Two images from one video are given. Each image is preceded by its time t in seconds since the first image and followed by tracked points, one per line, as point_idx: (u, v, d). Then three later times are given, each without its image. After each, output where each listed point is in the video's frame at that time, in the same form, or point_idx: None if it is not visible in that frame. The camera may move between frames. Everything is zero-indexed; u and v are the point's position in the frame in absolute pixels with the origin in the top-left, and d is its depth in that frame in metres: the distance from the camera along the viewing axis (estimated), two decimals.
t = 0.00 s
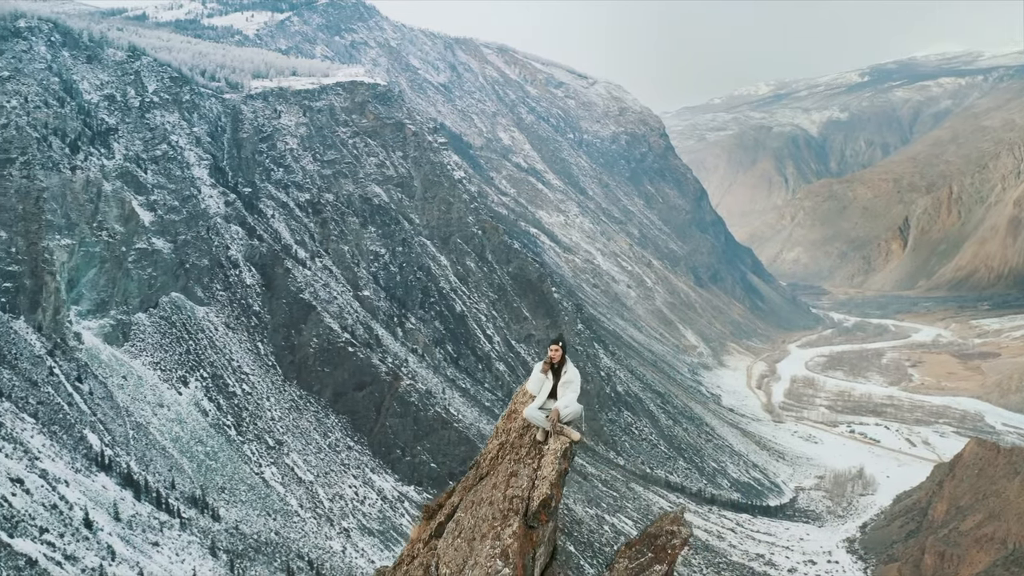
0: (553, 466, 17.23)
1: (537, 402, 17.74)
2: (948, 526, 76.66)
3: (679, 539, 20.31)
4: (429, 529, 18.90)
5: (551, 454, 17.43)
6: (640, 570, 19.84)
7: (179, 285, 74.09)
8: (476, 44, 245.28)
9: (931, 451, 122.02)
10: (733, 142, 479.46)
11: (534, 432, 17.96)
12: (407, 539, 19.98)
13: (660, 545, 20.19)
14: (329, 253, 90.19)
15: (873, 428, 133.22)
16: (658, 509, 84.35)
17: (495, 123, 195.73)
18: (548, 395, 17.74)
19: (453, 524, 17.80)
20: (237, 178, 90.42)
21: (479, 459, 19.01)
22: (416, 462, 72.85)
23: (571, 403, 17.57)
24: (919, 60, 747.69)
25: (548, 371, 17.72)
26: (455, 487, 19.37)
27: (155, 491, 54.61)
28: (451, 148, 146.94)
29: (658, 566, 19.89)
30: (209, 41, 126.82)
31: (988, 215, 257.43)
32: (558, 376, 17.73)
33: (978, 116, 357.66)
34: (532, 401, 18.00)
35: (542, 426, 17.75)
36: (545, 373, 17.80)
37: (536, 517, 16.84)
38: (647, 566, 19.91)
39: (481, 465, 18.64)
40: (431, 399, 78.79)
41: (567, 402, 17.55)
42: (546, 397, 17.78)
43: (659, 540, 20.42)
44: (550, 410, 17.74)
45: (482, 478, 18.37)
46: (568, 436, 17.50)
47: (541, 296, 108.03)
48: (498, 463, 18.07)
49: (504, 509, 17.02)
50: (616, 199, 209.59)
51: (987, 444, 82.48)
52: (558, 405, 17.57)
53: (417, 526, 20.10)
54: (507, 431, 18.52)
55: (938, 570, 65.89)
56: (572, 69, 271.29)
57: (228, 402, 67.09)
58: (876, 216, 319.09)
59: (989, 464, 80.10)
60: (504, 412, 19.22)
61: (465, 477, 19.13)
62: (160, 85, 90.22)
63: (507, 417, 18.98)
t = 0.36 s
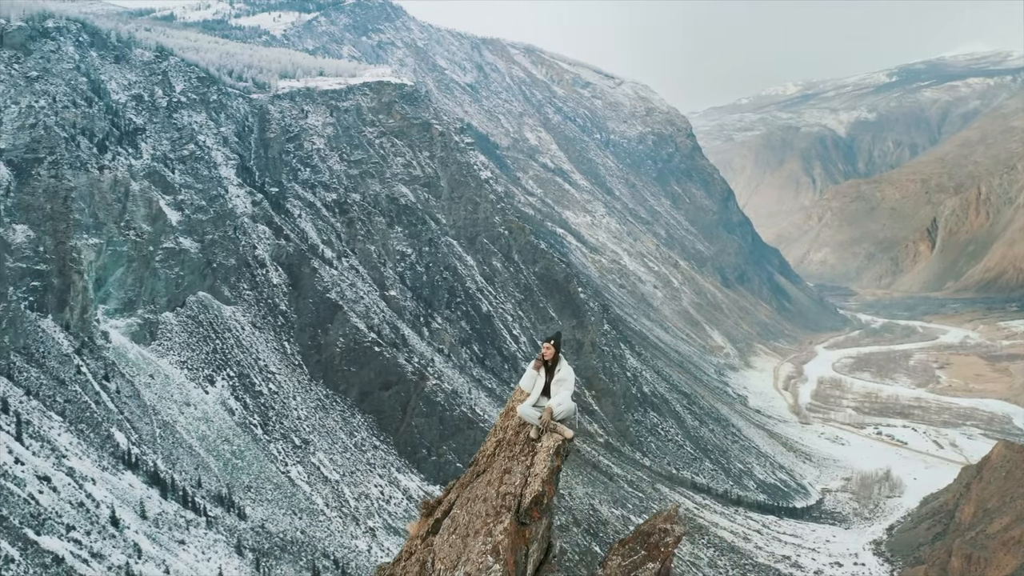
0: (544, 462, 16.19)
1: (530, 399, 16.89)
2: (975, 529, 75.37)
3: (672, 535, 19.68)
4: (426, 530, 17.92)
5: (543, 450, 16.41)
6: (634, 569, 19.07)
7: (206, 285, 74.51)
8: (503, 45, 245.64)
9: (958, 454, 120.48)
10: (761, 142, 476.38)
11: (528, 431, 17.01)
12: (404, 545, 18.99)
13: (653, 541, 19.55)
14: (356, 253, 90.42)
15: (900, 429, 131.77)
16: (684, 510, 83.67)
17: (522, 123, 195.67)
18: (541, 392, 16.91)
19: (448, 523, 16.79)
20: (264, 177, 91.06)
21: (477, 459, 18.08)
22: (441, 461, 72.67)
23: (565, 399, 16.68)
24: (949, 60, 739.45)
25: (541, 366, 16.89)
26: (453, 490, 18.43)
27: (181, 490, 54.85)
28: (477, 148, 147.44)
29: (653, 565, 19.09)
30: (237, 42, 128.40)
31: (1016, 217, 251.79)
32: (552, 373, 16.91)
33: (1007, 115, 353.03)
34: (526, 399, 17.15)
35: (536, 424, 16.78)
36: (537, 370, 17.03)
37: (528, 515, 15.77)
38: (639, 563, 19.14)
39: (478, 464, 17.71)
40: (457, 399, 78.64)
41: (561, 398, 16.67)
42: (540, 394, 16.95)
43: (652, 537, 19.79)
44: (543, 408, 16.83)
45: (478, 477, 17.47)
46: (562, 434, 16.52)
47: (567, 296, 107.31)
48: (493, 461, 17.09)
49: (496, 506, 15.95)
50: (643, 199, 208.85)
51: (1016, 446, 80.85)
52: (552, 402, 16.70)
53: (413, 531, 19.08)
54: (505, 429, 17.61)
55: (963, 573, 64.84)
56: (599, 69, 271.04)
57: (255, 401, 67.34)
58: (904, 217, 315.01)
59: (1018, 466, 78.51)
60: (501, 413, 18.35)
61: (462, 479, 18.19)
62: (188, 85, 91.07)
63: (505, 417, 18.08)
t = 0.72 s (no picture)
0: (540, 460, 14.88)
1: (527, 396, 15.68)
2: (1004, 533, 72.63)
3: (669, 535, 19.01)
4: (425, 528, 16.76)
5: (539, 448, 15.10)
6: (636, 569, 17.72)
7: (236, 285, 74.98)
8: (533, 45, 245.74)
9: (990, 457, 118.98)
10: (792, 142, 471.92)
11: (525, 428, 15.69)
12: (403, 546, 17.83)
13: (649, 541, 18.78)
14: (386, 253, 90.63)
15: (931, 431, 130.10)
16: (714, 512, 82.86)
17: (552, 123, 195.37)
18: (538, 387, 15.67)
19: (446, 521, 15.61)
20: (294, 177, 91.75)
21: (477, 459, 16.83)
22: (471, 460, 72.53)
23: (564, 395, 15.38)
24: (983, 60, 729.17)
25: (538, 361, 15.67)
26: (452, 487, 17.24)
27: (211, 488, 55.10)
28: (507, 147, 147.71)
29: (650, 564, 18.41)
30: (269, 42, 129.86)
31: None
32: (550, 368, 15.70)
33: None
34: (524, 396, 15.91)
35: (533, 421, 15.53)
36: (534, 363, 15.78)
37: (524, 512, 14.57)
38: (637, 561, 18.39)
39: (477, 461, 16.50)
40: (486, 399, 78.46)
41: (559, 395, 15.35)
42: (537, 392, 15.72)
43: (649, 536, 19.06)
44: (540, 406, 15.57)
45: (477, 473, 16.21)
46: (559, 431, 15.18)
47: (598, 296, 106.38)
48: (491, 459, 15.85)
49: (493, 503, 14.77)
50: (673, 198, 207.93)
51: None
52: (548, 400, 15.38)
53: (416, 529, 17.93)
54: (505, 426, 16.27)
55: None
56: (629, 69, 270.50)
57: (285, 400, 67.65)
58: (935, 217, 310.22)
59: None
60: (501, 411, 17.07)
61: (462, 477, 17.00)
62: (219, 85, 91.93)
63: (504, 416, 16.80)
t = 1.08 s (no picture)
0: (540, 458, 16.15)
1: (528, 396, 17.09)
2: None
3: (667, 534, 20.69)
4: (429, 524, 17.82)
5: (539, 446, 16.36)
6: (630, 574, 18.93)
7: (268, 284, 75.32)
8: (564, 45, 245.39)
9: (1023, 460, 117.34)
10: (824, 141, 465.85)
11: (525, 426, 17.05)
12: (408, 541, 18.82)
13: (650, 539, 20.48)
14: (417, 253, 90.79)
15: (964, 434, 128.32)
16: (744, 513, 82.03)
17: (584, 123, 194.86)
18: (539, 388, 17.04)
19: (449, 516, 16.72)
20: (325, 177, 92.36)
21: (479, 457, 18.02)
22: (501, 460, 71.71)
23: (564, 396, 16.80)
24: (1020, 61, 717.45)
25: (539, 363, 17.07)
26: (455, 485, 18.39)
27: (241, 487, 55.37)
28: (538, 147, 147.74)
29: (649, 561, 20.05)
30: (301, 42, 130.93)
31: None
32: (549, 369, 17.07)
33: None
34: (525, 396, 17.30)
35: (534, 420, 16.84)
36: (535, 366, 17.20)
37: (523, 509, 15.66)
38: (635, 559, 20.06)
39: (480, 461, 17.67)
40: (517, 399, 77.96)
41: (558, 396, 16.79)
42: (537, 391, 17.11)
43: (649, 535, 20.82)
44: (541, 405, 16.96)
45: (479, 471, 17.42)
46: (559, 429, 16.57)
47: (629, 297, 104.78)
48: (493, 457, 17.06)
49: (493, 500, 15.85)
50: (704, 199, 206.60)
51: None
52: (549, 399, 16.82)
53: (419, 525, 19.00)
54: (507, 425, 17.63)
55: None
56: (661, 69, 269.28)
57: (316, 399, 67.87)
58: (967, 218, 303.50)
59: None
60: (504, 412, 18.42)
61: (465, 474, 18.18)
62: (250, 85, 92.65)
63: (506, 415, 18.17)
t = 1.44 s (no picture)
0: (538, 456, 15.65)
1: (527, 393, 16.17)
2: None
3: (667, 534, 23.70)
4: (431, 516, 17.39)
5: (539, 444, 15.77)
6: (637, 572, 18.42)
7: (302, 283, 75.73)
8: (598, 45, 244.95)
9: None
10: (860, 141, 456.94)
11: (524, 423, 16.33)
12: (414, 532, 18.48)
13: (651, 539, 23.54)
14: (450, 253, 90.87)
15: (1000, 437, 126.55)
16: (777, 515, 81.01)
17: (618, 124, 194.08)
18: (538, 385, 16.13)
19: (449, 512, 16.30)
20: (359, 177, 92.97)
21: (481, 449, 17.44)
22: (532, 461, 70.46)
23: (564, 392, 15.91)
24: None
25: (538, 360, 16.13)
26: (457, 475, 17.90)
27: (274, 485, 55.66)
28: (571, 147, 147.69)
29: (649, 559, 22.99)
30: (335, 43, 131.98)
31: None
32: (550, 364, 16.09)
33: None
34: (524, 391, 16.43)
35: (532, 417, 16.08)
36: (535, 362, 16.22)
37: (521, 507, 15.25)
38: (637, 557, 23.08)
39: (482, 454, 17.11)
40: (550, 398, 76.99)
41: (559, 392, 15.90)
42: (536, 388, 16.18)
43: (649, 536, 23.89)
44: (541, 402, 16.11)
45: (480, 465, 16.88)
46: (558, 428, 15.84)
47: (663, 297, 103.33)
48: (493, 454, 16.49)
49: (491, 498, 15.41)
50: (739, 199, 204.85)
51: None
52: (549, 397, 15.96)
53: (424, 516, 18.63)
54: (508, 419, 16.92)
55: None
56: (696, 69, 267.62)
57: (348, 398, 68.06)
58: (1005, 219, 291.27)
59: None
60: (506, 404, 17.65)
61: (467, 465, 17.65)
62: (285, 85, 93.24)
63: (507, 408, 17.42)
